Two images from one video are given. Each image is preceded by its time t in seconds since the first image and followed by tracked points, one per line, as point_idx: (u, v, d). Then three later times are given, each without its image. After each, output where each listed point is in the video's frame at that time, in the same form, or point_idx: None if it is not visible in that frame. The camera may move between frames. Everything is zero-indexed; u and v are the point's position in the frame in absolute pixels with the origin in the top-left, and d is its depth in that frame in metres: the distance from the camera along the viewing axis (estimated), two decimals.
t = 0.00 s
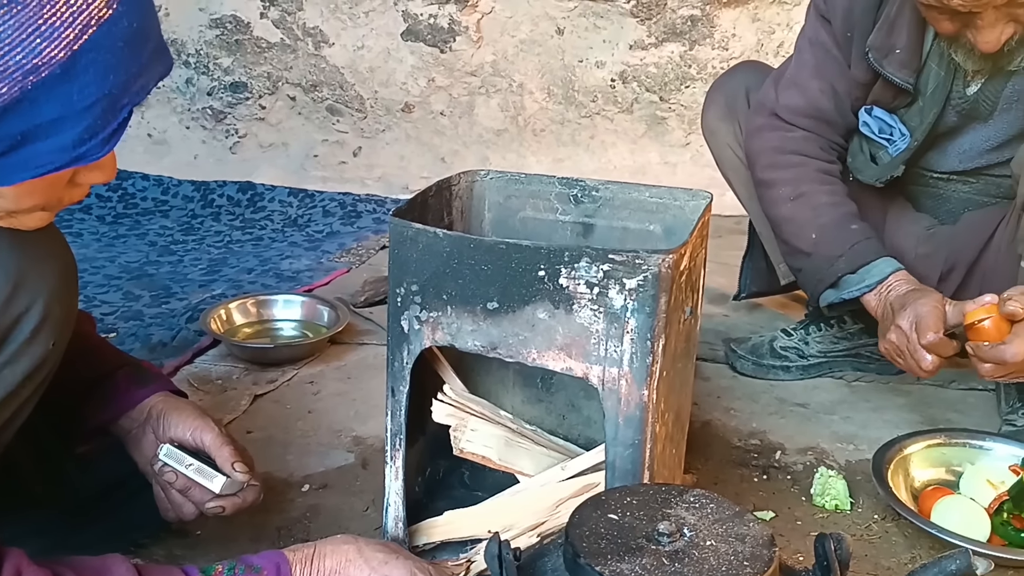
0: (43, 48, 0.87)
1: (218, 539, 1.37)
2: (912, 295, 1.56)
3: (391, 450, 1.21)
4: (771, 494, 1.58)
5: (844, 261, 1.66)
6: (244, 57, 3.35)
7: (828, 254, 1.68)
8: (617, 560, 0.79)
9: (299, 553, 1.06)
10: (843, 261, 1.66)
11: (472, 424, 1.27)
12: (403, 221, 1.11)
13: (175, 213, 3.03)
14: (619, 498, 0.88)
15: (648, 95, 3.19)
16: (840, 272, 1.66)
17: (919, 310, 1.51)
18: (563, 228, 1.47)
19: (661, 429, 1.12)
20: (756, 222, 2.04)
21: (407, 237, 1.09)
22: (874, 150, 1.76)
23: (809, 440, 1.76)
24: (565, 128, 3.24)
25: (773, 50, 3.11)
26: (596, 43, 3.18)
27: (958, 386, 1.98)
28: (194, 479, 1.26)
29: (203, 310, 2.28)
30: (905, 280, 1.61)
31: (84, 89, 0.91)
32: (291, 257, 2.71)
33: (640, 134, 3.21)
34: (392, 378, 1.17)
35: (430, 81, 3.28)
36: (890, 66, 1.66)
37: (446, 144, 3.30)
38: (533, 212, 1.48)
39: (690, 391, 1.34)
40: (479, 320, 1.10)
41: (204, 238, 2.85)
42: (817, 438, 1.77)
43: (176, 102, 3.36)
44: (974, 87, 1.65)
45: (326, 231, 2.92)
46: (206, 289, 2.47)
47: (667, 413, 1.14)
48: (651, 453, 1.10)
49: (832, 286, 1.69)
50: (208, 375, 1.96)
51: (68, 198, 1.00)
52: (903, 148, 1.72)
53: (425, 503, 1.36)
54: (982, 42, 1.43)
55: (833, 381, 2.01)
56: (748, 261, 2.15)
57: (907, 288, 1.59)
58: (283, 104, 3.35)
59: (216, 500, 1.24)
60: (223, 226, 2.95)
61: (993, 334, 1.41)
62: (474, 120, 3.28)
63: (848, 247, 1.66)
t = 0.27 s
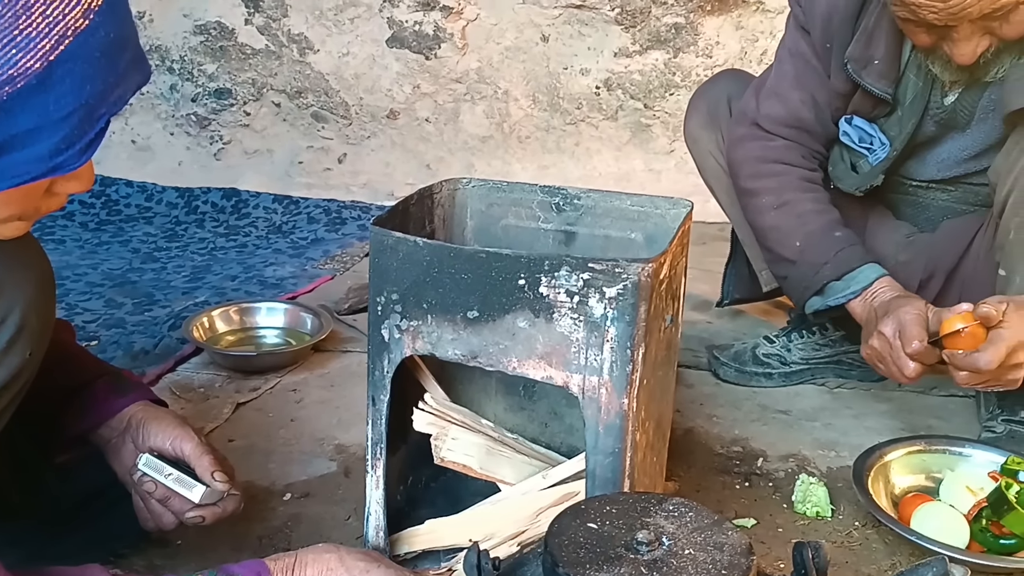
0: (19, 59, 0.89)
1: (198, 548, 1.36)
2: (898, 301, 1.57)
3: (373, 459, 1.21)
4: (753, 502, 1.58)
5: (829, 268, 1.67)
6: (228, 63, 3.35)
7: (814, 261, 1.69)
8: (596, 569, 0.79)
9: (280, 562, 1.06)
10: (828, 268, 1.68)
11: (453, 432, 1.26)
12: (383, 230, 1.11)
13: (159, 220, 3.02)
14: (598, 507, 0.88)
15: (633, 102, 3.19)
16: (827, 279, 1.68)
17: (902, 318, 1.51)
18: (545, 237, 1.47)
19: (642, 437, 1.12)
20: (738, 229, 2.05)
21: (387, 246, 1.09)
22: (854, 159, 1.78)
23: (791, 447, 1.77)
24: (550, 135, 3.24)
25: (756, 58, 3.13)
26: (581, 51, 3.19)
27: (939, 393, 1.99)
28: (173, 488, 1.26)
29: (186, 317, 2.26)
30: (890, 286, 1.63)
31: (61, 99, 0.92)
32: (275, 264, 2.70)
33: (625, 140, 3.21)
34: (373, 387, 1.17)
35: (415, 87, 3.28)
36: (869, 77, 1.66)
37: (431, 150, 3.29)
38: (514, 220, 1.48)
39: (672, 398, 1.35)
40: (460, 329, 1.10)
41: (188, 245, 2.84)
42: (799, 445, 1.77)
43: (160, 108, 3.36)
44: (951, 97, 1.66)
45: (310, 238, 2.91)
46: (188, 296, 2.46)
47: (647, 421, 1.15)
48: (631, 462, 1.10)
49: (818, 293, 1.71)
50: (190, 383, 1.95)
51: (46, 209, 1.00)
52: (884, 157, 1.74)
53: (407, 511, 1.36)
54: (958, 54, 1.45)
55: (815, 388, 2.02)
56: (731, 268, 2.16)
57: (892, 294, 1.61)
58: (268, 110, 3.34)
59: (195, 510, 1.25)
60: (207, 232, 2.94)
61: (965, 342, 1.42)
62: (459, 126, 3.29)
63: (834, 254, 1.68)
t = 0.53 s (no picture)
0: None
1: (178, 561, 1.35)
2: (881, 314, 1.58)
3: (352, 472, 1.21)
4: (734, 512, 1.58)
5: (818, 282, 1.68)
6: (212, 73, 3.33)
7: (803, 274, 1.70)
8: None
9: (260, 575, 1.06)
10: (816, 283, 1.69)
11: (434, 445, 1.27)
12: (363, 242, 1.11)
13: (141, 229, 3.01)
14: (578, 519, 0.88)
15: (616, 112, 3.20)
16: (817, 293, 1.68)
17: (885, 329, 1.52)
18: (527, 248, 1.47)
19: (622, 448, 1.13)
20: (721, 239, 2.06)
21: (367, 258, 1.09)
22: (835, 170, 1.79)
23: (773, 457, 1.77)
24: (534, 144, 3.26)
25: (739, 68, 3.14)
26: (565, 61, 3.20)
27: (919, 402, 2.01)
28: (152, 502, 1.25)
29: (168, 328, 2.25)
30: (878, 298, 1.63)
31: (38, 113, 0.99)
32: (258, 274, 2.69)
33: (609, 149, 3.23)
34: (354, 400, 1.17)
35: (400, 97, 3.28)
36: (848, 90, 1.68)
37: (415, 159, 3.30)
38: (497, 231, 1.48)
39: (652, 409, 1.35)
40: (440, 341, 1.10)
41: (171, 255, 2.83)
42: (781, 455, 1.78)
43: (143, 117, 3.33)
44: (929, 109, 1.67)
45: (294, 247, 2.91)
46: (171, 307, 2.45)
47: (627, 432, 1.15)
48: (611, 473, 1.10)
49: (809, 307, 1.71)
50: (172, 395, 1.94)
51: (23, 220, 1.07)
52: (863, 169, 1.75)
53: (389, 523, 1.35)
54: (934, 68, 1.46)
55: (797, 398, 2.03)
56: (714, 278, 2.17)
57: (881, 307, 1.62)
58: (251, 119, 3.34)
59: (174, 524, 1.23)
60: (190, 242, 2.93)
61: (939, 351, 1.42)
62: (443, 136, 3.29)
63: (822, 268, 1.69)
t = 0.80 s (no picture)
0: None
1: None
2: (855, 332, 1.59)
3: (338, 489, 1.20)
4: (720, 525, 1.59)
5: (794, 297, 1.69)
6: (197, 86, 3.34)
7: (777, 292, 1.71)
8: None
9: None
10: (791, 298, 1.69)
11: (419, 461, 1.27)
12: (347, 259, 1.11)
13: (127, 243, 3.00)
14: (563, 536, 0.89)
15: (602, 125, 3.21)
16: (790, 308, 1.69)
17: (860, 349, 1.54)
18: (512, 263, 1.48)
19: (607, 464, 1.13)
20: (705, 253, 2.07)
21: (352, 275, 1.09)
22: (818, 183, 1.80)
23: (758, 469, 1.78)
24: (520, 157, 3.26)
25: (724, 81, 3.15)
26: (550, 73, 3.21)
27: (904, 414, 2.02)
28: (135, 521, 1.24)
29: (153, 343, 2.24)
30: (851, 317, 1.64)
31: (19, 136, 1.00)
32: (244, 288, 2.69)
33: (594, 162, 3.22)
34: (338, 418, 1.17)
35: (386, 110, 3.28)
36: (830, 104, 1.69)
37: (402, 172, 3.30)
38: (481, 246, 1.48)
39: (637, 424, 1.35)
40: (424, 359, 1.10)
41: (156, 269, 2.82)
42: (766, 467, 1.78)
43: (129, 131, 3.35)
44: (910, 123, 1.68)
45: (281, 261, 2.90)
46: (156, 322, 2.44)
47: (612, 448, 1.15)
48: (596, 490, 1.11)
49: (783, 322, 1.72)
50: (157, 411, 1.93)
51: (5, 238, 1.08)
52: (846, 182, 1.77)
53: (375, 540, 1.35)
54: (913, 84, 1.47)
55: (782, 410, 2.04)
56: (698, 290, 2.17)
57: (853, 325, 1.62)
58: (237, 132, 3.34)
59: (158, 543, 1.22)
60: (176, 256, 2.92)
61: (915, 371, 1.43)
62: (430, 148, 3.29)
63: (796, 284, 1.70)
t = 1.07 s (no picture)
0: None
1: None
2: (836, 344, 1.60)
3: (320, 504, 1.21)
4: (705, 537, 1.59)
5: (777, 307, 1.70)
6: (182, 97, 3.33)
7: (761, 301, 1.72)
8: None
9: None
10: (776, 308, 1.71)
11: (401, 475, 1.27)
12: (328, 273, 1.11)
13: (110, 255, 2.98)
14: (544, 552, 0.90)
15: (587, 135, 3.21)
16: (773, 318, 1.71)
17: (839, 363, 1.55)
18: (495, 275, 1.48)
19: (590, 477, 1.13)
20: (689, 263, 2.07)
21: (331, 289, 1.09)
22: (800, 194, 1.81)
23: (743, 480, 1.78)
24: (506, 167, 3.27)
25: (708, 91, 3.16)
26: (535, 84, 3.21)
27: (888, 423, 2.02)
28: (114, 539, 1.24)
29: (135, 356, 2.23)
30: (834, 326, 1.66)
31: None
32: (228, 300, 2.67)
33: (580, 172, 3.23)
34: (319, 432, 1.18)
35: (371, 120, 3.28)
36: (811, 115, 1.70)
37: (388, 182, 3.30)
38: (464, 258, 1.48)
39: (621, 435, 1.35)
40: (405, 373, 1.10)
41: (140, 281, 2.80)
42: (750, 478, 1.79)
43: (112, 142, 3.34)
44: (890, 134, 1.69)
45: (265, 272, 2.89)
46: (139, 334, 2.43)
47: (595, 461, 1.15)
48: (579, 503, 1.11)
49: (766, 333, 1.73)
50: (139, 425, 1.92)
51: None
52: (828, 193, 1.78)
53: (358, 554, 1.34)
54: (891, 96, 1.48)
55: (767, 419, 2.04)
56: (683, 300, 2.17)
57: (835, 335, 1.64)
58: (222, 143, 3.33)
59: (137, 560, 1.22)
60: (160, 268, 2.91)
61: (891, 387, 1.45)
62: (415, 159, 3.29)
63: (780, 294, 1.71)
